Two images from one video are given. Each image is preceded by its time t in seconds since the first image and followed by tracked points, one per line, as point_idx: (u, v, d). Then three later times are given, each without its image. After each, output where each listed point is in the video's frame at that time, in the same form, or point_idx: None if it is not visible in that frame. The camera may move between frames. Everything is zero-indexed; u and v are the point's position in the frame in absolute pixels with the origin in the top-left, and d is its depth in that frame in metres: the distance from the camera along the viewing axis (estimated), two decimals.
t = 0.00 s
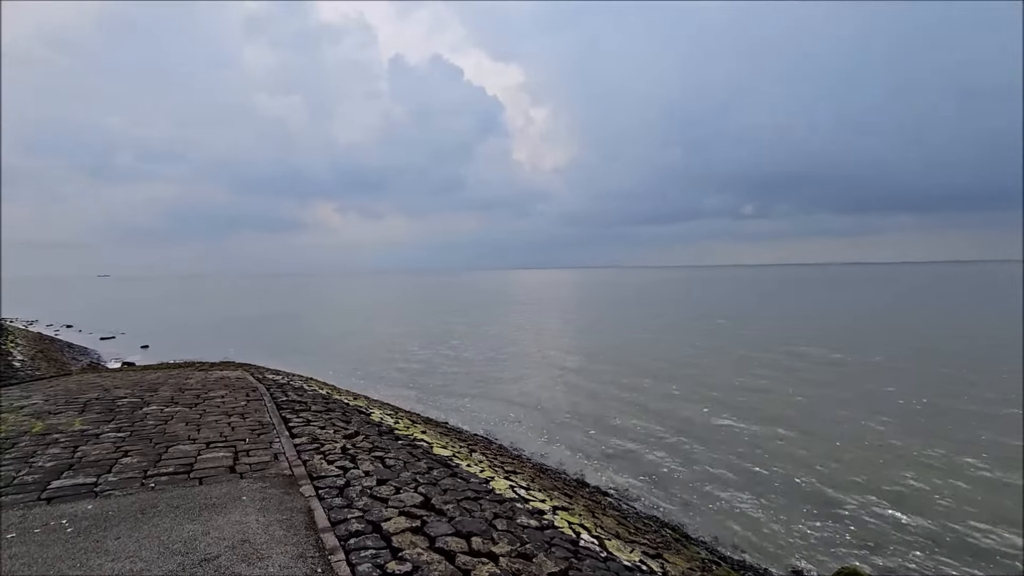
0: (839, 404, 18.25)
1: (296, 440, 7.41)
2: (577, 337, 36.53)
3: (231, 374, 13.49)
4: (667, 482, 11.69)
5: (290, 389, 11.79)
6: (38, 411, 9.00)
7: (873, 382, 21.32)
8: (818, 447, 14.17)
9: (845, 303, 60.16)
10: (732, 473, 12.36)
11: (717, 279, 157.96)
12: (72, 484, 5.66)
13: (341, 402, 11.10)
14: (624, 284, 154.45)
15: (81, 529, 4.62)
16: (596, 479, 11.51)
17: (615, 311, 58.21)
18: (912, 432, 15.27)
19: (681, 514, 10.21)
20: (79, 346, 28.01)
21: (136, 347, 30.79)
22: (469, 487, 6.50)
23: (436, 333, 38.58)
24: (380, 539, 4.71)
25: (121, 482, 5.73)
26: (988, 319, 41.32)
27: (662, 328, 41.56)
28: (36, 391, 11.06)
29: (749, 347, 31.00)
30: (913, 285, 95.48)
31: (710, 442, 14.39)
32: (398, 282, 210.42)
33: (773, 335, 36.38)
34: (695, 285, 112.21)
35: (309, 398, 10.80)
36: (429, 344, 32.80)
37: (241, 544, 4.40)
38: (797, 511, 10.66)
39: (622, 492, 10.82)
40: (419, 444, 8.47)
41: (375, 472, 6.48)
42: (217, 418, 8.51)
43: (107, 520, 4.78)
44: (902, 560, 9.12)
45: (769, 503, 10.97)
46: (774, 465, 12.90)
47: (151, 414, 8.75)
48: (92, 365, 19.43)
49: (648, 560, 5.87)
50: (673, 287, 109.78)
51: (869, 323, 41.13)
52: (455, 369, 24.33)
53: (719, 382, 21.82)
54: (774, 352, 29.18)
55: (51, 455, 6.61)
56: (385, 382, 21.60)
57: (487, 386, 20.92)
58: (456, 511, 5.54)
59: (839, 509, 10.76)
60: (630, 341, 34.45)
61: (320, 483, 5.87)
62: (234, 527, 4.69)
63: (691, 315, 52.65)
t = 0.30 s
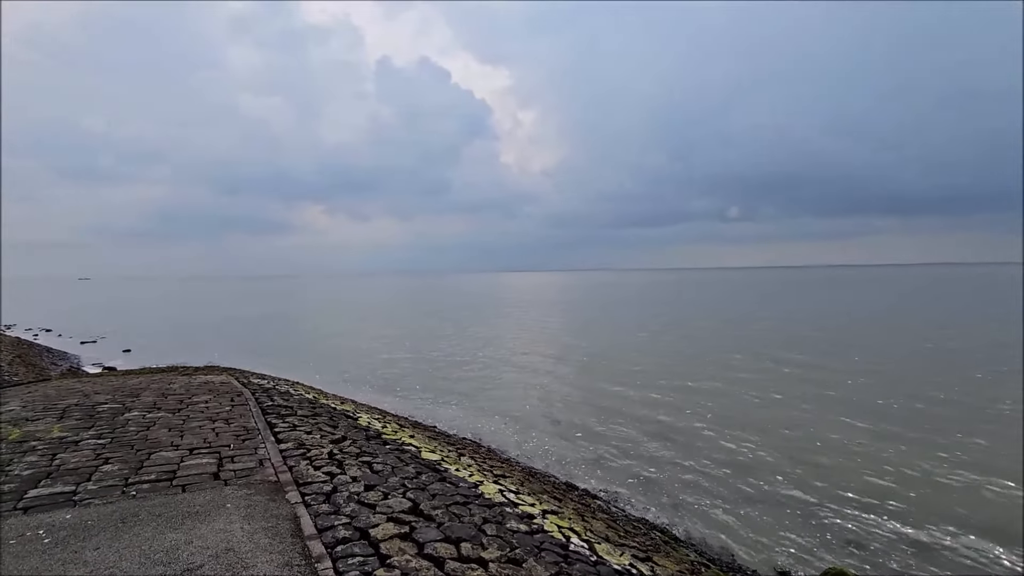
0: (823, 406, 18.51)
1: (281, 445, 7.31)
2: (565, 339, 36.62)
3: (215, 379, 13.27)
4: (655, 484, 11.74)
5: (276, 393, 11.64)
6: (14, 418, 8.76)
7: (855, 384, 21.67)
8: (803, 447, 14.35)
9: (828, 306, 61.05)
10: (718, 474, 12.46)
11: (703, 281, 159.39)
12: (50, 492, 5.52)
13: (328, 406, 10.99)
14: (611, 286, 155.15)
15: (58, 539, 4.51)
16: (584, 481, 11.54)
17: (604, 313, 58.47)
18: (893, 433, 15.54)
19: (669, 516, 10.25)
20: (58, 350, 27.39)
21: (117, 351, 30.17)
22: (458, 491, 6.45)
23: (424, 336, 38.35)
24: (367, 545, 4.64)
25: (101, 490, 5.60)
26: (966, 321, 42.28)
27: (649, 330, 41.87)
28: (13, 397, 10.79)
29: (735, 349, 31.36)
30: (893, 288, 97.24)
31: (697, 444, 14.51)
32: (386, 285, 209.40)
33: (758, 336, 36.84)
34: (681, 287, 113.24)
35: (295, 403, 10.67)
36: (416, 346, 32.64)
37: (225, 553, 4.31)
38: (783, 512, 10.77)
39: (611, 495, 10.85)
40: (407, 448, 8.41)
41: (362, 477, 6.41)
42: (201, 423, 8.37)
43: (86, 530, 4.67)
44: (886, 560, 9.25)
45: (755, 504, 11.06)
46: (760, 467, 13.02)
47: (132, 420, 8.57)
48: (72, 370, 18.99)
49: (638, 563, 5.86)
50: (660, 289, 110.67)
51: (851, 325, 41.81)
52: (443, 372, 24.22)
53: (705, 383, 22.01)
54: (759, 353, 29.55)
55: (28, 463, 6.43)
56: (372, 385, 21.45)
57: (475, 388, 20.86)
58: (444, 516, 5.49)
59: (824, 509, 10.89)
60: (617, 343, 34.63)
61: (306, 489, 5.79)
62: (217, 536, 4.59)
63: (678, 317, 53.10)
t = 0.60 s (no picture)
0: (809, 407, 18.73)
1: (269, 452, 7.21)
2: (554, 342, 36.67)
3: (201, 383, 13.09)
4: (645, 486, 11.79)
5: (264, 399, 11.50)
6: None
7: (840, 385, 21.96)
8: (790, 448, 14.50)
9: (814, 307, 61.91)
10: (708, 476, 12.55)
11: (691, 283, 160.56)
12: (29, 502, 5.38)
13: (316, 411, 10.88)
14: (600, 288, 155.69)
15: (38, 550, 4.39)
16: (574, 484, 11.54)
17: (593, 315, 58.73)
18: (878, 433, 15.78)
19: (659, 519, 10.28)
20: (38, 355, 26.85)
21: (99, 355, 29.59)
22: (449, 497, 6.40)
23: (412, 338, 38.22)
24: (356, 553, 4.58)
25: (83, 499, 5.47)
26: (947, 322, 43.14)
27: (637, 332, 42.12)
28: None
29: (722, 351, 31.63)
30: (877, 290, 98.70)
31: (686, 445, 14.59)
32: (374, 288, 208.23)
33: (745, 338, 37.17)
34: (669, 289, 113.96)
35: (283, 408, 10.54)
36: (405, 349, 32.47)
37: (211, 563, 4.22)
38: (772, 512, 10.85)
39: (601, 498, 10.87)
40: (397, 453, 8.34)
41: (352, 483, 6.34)
42: (186, 430, 8.23)
43: (67, 541, 4.55)
44: (874, 560, 9.35)
45: (745, 505, 11.13)
46: (748, 467, 13.13)
47: (116, 427, 8.41)
48: (53, 376, 18.61)
49: (630, 567, 5.86)
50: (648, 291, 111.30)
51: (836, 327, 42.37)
52: (432, 375, 24.11)
53: (693, 385, 22.16)
54: (746, 355, 29.82)
55: (7, 472, 6.27)
56: (361, 388, 21.30)
57: (464, 391, 20.82)
58: (435, 522, 5.44)
59: (812, 510, 11.00)
60: (606, 345, 34.76)
61: (294, 497, 5.70)
62: (202, 545, 4.50)
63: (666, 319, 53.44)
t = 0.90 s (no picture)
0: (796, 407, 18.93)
1: (256, 458, 7.11)
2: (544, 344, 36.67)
3: (186, 389, 12.91)
4: (636, 488, 11.82)
5: (251, 404, 11.34)
6: None
7: (826, 386, 22.23)
8: (777, 449, 14.64)
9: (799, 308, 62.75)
10: (698, 477, 12.62)
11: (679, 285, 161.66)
12: (8, 513, 5.23)
13: (305, 417, 10.76)
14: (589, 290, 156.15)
15: (18, 563, 4.28)
16: (566, 487, 11.54)
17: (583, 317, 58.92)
18: (863, 434, 15.97)
19: (651, 520, 10.30)
20: (17, 361, 26.26)
21: (81, 361, 29.00)
22: (440, 502, 6.35)
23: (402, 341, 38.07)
24: (347, 561, 4.52)
25: (65, 509, 5.35)
26: (929, 323, 44.06)
27: (626, 334, 42.29)
28: None
29: (710, 352, 31.86)
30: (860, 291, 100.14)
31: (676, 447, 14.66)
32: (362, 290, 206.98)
33: (733, 339, 37.46)
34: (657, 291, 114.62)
35: (271, 414, 10.41)
36: (394, 352, 32.27)
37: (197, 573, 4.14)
38: (761, 513, 10.93)
39: (593, 500, 10.88)
40: (387, 458, 8.27)
41: (342, 489, 6.27)
42: (172, 436, 8.09)
43: (49, 553, 4.44)
44: (862, 558, 9.47)
45: (735, 506, 11.21)
46: (738, 468, 13.23)
47: (98, 434, 8.24)
48: (34, 383, 18.20)
49: (622, 570, 5.85)
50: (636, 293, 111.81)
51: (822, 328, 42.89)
52: (422, 378, 23.99)
53: (682, 387, 22.29)
54: (733, 356, 30.06)
55: None
56: (350, 392, 21.12)
57: (454, 394, 20.74)
58: (427, 528, 5.40)
59: (801, 510, 11.10)
60: (595, 347, 34.86)
61: (284, 504, 5.62)
62: (189, 556, 4.41)
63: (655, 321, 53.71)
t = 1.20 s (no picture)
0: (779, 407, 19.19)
1: (242, 463, 7.00)
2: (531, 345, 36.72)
3: (169, 393, 12.67)
4: (625, 488, 11.88)
5: (236, 408, 11.17)
6: None
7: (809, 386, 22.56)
8: (763, 448, 14.80)
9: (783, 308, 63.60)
10: (685, 476, 12.72)
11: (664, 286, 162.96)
12: None
13: (291, 420, 10.63)
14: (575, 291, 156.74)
15: None
16: (555, 488, 11.57)
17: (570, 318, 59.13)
18: (845, 433, 16.23)
19: (639, 520, 10.36)
20: None
21: (59, 365, 28.32)
22: (430, 505, 6.31)
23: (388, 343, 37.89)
24: (337, 567, 4.46)
25: (45, 519, 5.21)
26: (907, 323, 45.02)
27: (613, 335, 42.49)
28: None
29: (695, 353, 32.19)
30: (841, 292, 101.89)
31: (663, 447, 14.76)
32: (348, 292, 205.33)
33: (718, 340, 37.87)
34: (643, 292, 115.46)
35: (257, 418, 10.26)
36: (381, 354, 32.08)
37: None
38: (748, 511, 11.06)
39: (582, 502, 10.91)
40: (375, 462, 8.19)
41: (330, 494, 6.19)
42: (154, 442, 7.94)
43: (28, 564, 4.32)
44: (847, 556, 9.63)
45: (722, 505, 11.32)
46: (724, 468, 13.36)
47: (78, 441, 8.05)
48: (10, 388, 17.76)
49: (613, 571, 5.86)
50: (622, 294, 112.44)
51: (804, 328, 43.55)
52: (409, 380, 23.86)
53: (668, 387, 22.46)
54: (718, 357, 30.38)
55: None
56: (336, 395, 20.93)
57: (442, 396, 20.65)
58: (418, 532, 5.36)
59: (787, 508, 11.24)
60: (582, 348, 34.95)
61: (271, 510, 5.54)
62: (174, 565, 4.30)
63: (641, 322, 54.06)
